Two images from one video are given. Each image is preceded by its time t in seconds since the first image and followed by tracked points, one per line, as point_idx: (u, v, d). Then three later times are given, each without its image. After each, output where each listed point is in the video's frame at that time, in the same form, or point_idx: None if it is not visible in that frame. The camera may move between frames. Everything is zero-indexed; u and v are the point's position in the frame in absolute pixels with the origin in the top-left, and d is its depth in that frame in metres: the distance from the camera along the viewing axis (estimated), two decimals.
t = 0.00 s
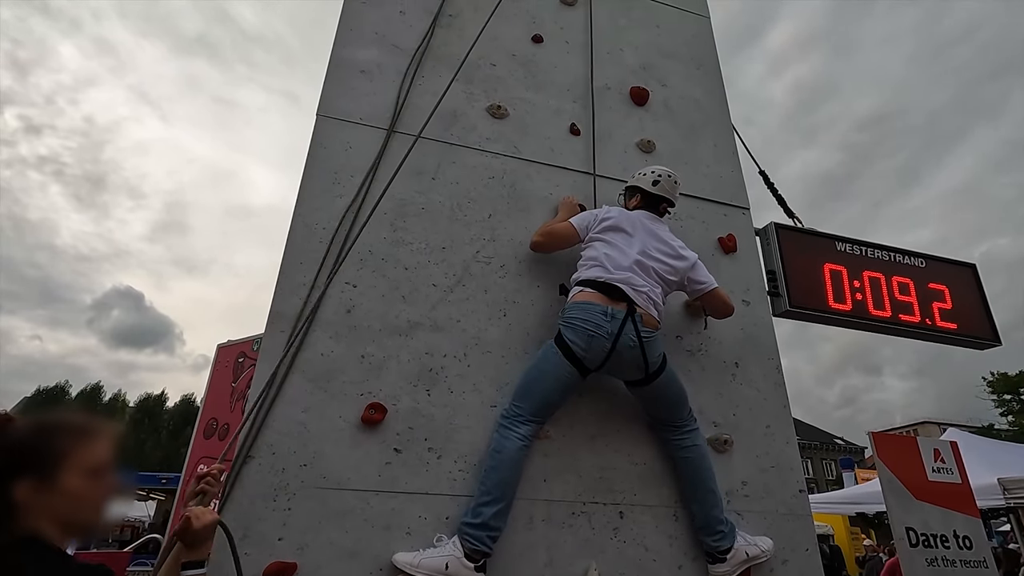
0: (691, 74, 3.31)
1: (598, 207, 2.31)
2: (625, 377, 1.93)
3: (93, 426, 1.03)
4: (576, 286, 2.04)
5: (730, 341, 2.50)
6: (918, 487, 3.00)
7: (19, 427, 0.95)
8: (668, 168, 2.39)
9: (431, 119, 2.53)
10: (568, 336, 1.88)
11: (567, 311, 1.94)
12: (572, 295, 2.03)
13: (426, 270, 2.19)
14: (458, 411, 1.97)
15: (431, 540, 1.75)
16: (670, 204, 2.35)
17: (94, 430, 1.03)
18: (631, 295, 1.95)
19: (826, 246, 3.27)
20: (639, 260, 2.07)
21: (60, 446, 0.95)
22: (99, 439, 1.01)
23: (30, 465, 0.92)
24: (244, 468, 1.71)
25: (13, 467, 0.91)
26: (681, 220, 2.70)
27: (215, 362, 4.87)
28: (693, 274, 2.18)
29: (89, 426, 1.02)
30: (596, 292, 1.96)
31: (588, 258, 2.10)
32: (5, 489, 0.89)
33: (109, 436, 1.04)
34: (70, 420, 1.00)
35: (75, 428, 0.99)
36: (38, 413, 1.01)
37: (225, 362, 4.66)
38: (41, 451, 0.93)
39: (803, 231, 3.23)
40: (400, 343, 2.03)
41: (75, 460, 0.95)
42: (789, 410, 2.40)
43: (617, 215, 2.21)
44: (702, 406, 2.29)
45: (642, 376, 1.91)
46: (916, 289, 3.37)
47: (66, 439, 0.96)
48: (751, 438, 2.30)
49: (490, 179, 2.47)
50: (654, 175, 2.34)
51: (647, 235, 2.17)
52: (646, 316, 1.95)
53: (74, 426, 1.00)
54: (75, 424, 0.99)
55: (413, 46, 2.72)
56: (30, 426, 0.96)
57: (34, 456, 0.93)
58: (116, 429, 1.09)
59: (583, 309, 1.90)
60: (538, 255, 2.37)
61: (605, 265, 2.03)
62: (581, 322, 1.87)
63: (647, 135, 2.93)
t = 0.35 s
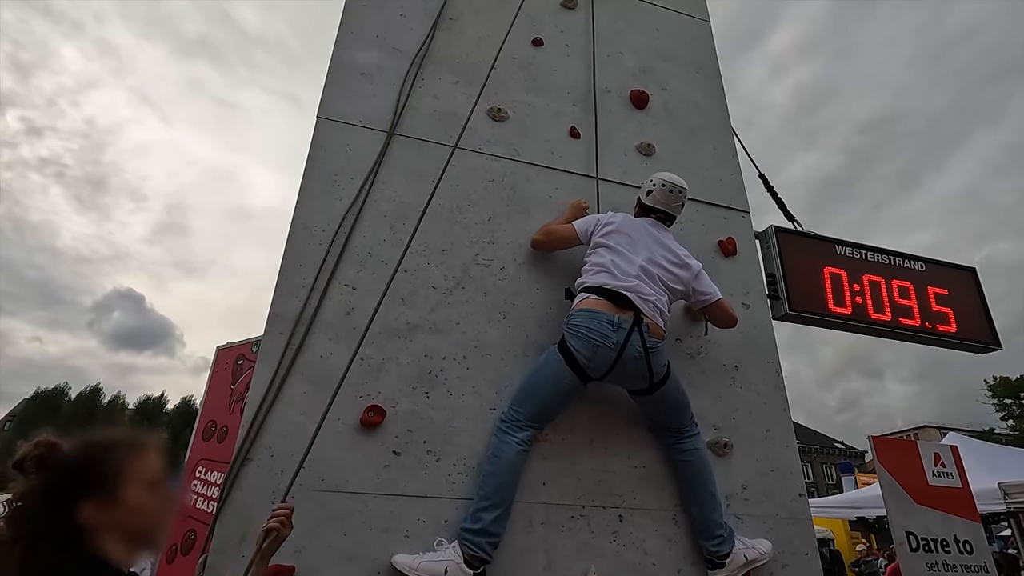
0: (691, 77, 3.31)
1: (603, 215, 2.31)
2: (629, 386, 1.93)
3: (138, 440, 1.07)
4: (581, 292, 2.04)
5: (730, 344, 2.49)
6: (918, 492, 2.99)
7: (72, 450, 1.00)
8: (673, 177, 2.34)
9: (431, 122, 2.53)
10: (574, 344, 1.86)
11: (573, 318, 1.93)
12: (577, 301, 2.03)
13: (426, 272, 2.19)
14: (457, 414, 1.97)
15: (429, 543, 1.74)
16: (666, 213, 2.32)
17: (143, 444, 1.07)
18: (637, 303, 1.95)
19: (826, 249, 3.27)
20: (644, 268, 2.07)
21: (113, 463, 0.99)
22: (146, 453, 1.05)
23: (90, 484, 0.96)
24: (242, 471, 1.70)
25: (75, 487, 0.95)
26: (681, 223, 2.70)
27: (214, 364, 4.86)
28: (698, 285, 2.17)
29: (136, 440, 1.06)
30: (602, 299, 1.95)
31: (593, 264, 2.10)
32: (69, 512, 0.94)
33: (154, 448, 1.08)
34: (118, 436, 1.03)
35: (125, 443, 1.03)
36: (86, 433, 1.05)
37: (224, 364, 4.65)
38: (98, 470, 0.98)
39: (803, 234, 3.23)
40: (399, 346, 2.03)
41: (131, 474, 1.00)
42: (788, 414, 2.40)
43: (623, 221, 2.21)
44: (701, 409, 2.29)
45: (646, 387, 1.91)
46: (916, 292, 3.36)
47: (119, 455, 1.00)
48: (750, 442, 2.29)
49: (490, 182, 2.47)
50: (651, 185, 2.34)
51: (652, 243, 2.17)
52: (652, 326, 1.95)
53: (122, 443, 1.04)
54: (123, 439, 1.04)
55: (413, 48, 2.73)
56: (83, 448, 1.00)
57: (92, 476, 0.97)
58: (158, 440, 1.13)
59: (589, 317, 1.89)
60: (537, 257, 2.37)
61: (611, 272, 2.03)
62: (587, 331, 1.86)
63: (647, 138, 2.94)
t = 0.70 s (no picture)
0: (692, 80, 3.32)
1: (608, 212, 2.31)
2: (637, 381, 1.94)
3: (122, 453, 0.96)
4: (593, 288, 2.04)
5: (730, 347, 2.49)
6: (919, 495, 2.99)
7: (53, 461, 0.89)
8: (662, 171, 2.34)
9: (432, 125, 2.54)
10: (587, 335, 1.87)
11: (587, 311, 1.94)
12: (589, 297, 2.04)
13: (426, 275, 2.19)
14: (457, 416, 1.97)
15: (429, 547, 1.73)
16: (661, 208, 2.33)
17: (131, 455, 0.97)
18: (652, 300, 1.97)
19: (826, 253, 3.27)
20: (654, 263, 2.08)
21: (98, 478, 0.89)
22: (132, 467, 0.95)
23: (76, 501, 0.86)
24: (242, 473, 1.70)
25: (58, 503, 0.85)
26: (681, 226, 2.70)
27: (214, 366, 4.85)
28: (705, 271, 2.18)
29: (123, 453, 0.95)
30: (616, 294, 1.96)
31: (604, 263, 2.10)
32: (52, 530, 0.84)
33: (139, 460, 0.98)
34: (102, 449, 0.92)
35: (113, 456, 0.93)
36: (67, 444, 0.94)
37: (224, 366, 4.64)
38: (82, 485, 0.87)
39: (803, 237, 3.23)
40: (400, 348, 2.03)
41: (117, 491, 0.90)
42: (789, 417, 2.40)
43: (629, 219, 2.21)
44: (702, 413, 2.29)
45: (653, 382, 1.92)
46: (917, 296, 3.36)
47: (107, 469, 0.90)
48: (751, 445, 2.29)
49: (490, 184, 2.48)
50: (642, 183, 2.35)
51: (659, 239, 2.18)
52: (664, 322, 1.98)
53: (107, 455, 0.93)
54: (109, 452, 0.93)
55: (414, 51, 2.73)
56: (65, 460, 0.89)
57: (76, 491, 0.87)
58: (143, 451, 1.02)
59: (604, 311, 1.90)
60: (538, 260, 2.37)
61: (623, 269, 2.04)
62: (601, 324, 1.87)
63: (647, 141, 2.94)
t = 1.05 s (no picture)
0: (692, 84, 3.32)
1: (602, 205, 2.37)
2: (656, 364, 1.97)
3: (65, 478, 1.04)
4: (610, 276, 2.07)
5: (730, 351, 2.49)
6: (919, 500, 2.98)
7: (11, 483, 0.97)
8: (641, 154, 2.40)
9: (432, 128, 2.54)
10: (610, 320, 1.89)
11: (608, 298, 1.96)
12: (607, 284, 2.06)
13: (427, 278, 2.19)
14: (457, 419, 1.97)
15: (428, 551, 1.73)
16: (644, 191, 2.37)
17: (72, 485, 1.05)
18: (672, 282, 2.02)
19: (826, 256, 3.27)
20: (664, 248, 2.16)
21: (37, 506, 0.96)
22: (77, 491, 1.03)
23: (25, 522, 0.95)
24: (241, 476, 1.69)
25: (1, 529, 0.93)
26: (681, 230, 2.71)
27: (214, 368, 4.85)
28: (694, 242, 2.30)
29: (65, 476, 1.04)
30: (638, 278, 2.01)
31: (617, 251, 2.13)
32: None
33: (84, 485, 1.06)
34: (44, 476, 1.00)
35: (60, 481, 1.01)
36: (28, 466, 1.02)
37: (224, 368, 4.65)
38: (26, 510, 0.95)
39: (803, 241, 3.24)
40: (400, 351, 2.03)
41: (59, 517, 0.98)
42: (789, 421, 2.40)
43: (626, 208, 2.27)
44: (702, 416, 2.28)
45: (672, 364, 1.95)
46: (917, 299, 3.36)
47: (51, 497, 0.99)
48: (751, 449, 2.29)
49: (490, 188, 2.48)
50: (625, 169, 2.40)
51: (659, 225, 2.25)
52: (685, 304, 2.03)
53: (51, 484, 1.00)
54: (50, 482, 1.00)
55: (414, 55, 2.74)
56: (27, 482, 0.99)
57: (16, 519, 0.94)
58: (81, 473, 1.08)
59: (628, 295, 1.94)
60: (538, 263, 2.37)
61: (641, 255, 2.09)
62: (626, 309, 1.90)
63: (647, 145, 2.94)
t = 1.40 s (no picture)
0: (692, 87, 3.32)
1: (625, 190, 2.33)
2: (673, 365, 1.97)
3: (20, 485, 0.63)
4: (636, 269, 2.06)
5: (731, 354, 2.49)
6: (920, 503, 2.98)
7: None
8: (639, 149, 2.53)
9: (433, 130, 2.54)
10: (637, 313, 1.87)
11: (637, 288, 1.94)
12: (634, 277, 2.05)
13: (427, 280, 2.19)
14: (457, 422, 1.96)
15: (426, 553, 1.72)
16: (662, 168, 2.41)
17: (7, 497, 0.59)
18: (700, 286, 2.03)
19: (826, 259, 3.27)
20: (690, 247, 2.16)
21: None
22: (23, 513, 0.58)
23: None
24: (240, 478, 1.69)
25: None
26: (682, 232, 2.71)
27: (214, 370, 4.85)
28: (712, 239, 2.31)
29: None
30: (667, 275, 2.00)
31: (644, 246, 2.12)
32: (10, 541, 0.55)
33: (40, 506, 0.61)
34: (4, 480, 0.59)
35: None
36: None
37: (224, 370, 4.65)
38: None
39: (803, 243, 3.24)
40: (400, 353, 2.03)
41: None
42: (790, 424, 2.39)
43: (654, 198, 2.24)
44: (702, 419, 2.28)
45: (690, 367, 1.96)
46: (917, 302, 3.36)
47: None
48: (752, 452, 2.28)
49: (491, 190, 2.48)
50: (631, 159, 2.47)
51: (686, 219, 2.24)
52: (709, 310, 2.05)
53: None
54: None
55: (415, 57, 2.74)
56: None
57: None
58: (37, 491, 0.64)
59: (659, 292, 1.92)
60: (538, 265, 2.37)
61: (669, 253, 2.09)
62: (654, 304, 1.89)
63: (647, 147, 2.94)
